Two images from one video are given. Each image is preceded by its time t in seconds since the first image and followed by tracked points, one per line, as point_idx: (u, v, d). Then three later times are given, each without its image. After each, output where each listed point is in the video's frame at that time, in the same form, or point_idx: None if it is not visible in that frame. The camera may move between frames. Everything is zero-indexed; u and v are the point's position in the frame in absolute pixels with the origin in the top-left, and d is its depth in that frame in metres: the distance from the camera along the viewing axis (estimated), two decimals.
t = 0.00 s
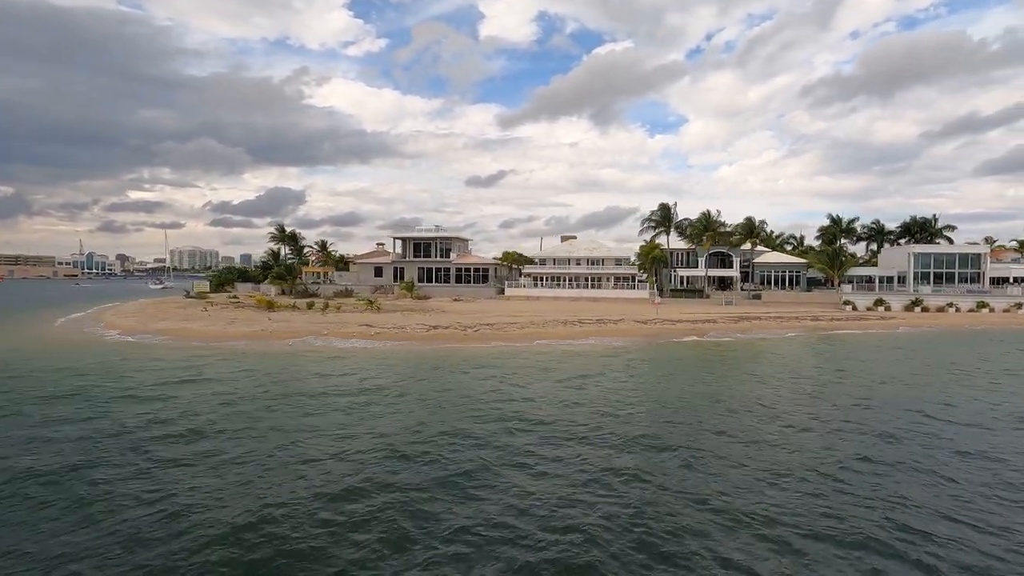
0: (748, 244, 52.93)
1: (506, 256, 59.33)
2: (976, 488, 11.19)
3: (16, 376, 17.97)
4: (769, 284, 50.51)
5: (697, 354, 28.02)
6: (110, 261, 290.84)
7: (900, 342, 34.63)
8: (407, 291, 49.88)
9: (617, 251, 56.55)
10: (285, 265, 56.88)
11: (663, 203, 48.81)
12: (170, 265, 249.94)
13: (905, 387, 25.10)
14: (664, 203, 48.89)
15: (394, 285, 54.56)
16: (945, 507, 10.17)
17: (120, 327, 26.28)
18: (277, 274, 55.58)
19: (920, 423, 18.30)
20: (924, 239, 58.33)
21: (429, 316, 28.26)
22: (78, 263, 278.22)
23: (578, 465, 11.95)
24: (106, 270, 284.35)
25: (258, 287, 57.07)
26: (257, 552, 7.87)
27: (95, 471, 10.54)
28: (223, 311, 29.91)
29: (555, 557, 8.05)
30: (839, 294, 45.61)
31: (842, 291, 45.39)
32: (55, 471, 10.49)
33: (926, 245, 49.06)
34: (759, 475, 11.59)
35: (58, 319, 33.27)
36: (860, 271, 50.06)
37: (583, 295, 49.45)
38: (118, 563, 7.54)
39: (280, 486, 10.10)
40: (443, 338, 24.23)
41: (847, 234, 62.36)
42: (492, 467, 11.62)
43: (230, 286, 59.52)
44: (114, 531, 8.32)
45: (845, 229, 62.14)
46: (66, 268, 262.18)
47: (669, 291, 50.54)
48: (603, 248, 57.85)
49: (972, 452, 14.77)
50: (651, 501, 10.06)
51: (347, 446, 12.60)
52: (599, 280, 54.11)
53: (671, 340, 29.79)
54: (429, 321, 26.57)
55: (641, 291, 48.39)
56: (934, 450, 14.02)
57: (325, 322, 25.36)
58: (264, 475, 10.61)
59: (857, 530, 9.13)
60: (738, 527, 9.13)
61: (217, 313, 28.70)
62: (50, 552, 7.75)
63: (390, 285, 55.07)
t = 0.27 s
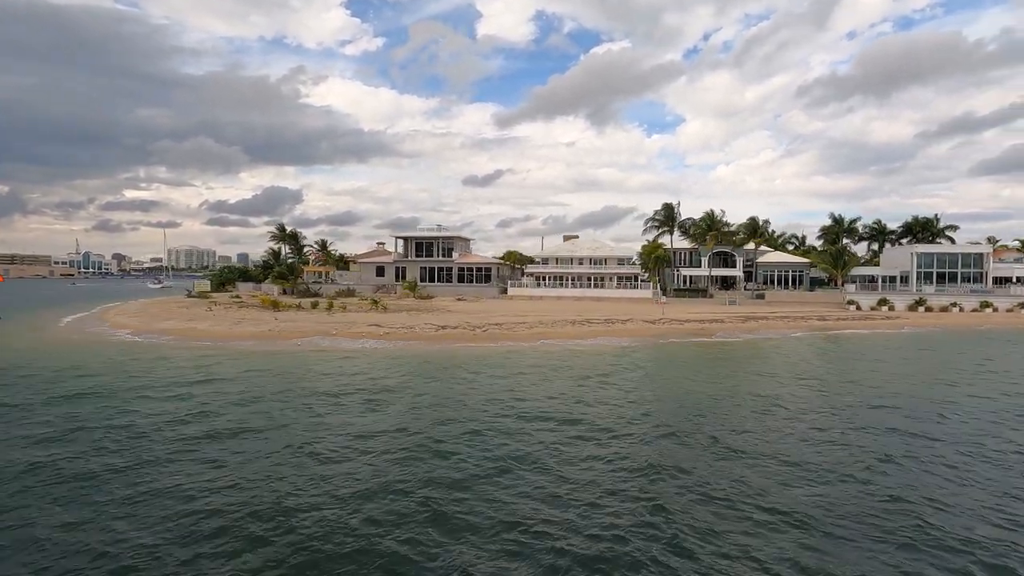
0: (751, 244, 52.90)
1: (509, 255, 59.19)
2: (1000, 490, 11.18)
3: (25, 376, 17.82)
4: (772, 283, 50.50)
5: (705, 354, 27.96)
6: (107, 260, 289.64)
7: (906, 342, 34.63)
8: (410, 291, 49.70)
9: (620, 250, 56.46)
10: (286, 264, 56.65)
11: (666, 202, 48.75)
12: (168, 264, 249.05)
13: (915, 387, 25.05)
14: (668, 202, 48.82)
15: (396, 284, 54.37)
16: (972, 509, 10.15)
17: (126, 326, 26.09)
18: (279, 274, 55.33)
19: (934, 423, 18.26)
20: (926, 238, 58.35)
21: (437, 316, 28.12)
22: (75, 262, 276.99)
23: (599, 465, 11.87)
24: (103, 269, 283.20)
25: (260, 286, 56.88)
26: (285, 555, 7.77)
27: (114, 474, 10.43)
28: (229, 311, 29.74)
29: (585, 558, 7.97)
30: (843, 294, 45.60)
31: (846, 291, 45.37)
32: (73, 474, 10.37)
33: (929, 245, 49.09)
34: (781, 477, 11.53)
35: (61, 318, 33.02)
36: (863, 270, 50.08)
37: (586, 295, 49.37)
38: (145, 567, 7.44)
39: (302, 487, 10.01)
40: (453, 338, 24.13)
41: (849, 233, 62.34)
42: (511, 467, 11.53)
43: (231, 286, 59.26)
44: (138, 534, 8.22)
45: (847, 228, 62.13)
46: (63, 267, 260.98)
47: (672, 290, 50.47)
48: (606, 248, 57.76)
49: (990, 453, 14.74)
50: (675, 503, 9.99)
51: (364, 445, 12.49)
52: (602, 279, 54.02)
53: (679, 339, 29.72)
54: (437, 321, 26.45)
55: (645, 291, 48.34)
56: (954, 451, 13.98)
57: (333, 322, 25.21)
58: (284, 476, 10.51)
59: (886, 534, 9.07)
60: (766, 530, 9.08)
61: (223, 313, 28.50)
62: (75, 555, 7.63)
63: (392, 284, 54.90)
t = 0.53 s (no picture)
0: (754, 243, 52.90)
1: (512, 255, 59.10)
2: None
3: (35, 376, 17.65)
4: (776, 283, 50.52)
5: (714, 353, 27.93)
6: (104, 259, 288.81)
7: (912, 341, 34.62)
8: (414, 291, 49.57)
9: (622, 250, 56.42)
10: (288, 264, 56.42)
11: (671, 202, 48.70)
12: (165, 264, 248.35)
13: (926, 386, 25.01)
14: (672, 202, 48.80)
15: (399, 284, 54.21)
16: (997, 507, 10.18)
17: (130, 326, 25.89)
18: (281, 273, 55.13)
19: (949, 423, 18.24)
20: (928, 238, 58.46)
21: (445, 316, 28.01)
22: (71, 262, 276.09)
23: (623, 464, 11.88)
24: (99, 269, 282.00)
25: (262, 286, 56.64)
26: (322, 558, 7.76)
27: (138, 477, 10.37)
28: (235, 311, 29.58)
29: (622, 559, 7.96)
30: (847, 293, 45.60)
31: (850, 291, 45.41)
32: (100, 476, 10.32)
33: (932, 244, 49.16)
34: (806, 476, 11.53)
35: (64, 317, 32.77)
36: (867, 270, 50.09)
37: (591, 294, 49.35)
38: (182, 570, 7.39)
39: (329, 488, 9.99)
40: (464, 338, 24.04)
41: (851, 232, 62.40)
42: (537, 467, 11.54)
43: (233, 286, 59.06)
44: (171, 537, 8.18)
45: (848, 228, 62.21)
46: (59, 266, 259.93)
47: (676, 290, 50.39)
48: (609, 247, 57.69)
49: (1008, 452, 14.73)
50: (704, 502, 9.98)
51: (386, 446, 12.46)
52: (605, 279, 53.96)
53: (688, 340, 29.65)
54: (447, 321, 26.34)
55: (649, 290, 48.35)
56: (973, 450, 13.99)
57: (342, 322, 25.13)
58: (310, 477, 10.49)
59: (918, 532, 9.08)
60: (799, 531, 9.07)
61: (228, 313, 28.30)
62: (111, 559, 7.60)
63: (395, 284, 54.74)
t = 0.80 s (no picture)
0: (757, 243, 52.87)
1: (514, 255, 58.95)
2: None
3: (43, 376, 17.48)
4: (779, 283, 50.50)
5: (723, 354, 27.84)
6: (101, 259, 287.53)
7: (918, 340, 34.59)
8: (416, 291, 49.39)
9: (625, 250, 56.36)
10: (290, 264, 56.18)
11: (674, 202, 48.66)
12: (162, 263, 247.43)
13: (936, 386, 24.95)
14: (676, 202, 48.75)
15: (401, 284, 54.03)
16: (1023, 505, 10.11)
17: (135, 326, 25.68)
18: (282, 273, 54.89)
19: (964, 423, 18.17)
20: (930, 238, 58.50)
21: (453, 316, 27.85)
22: (68, 261, 274.86)
23: (644, 462, 11.81)
24: (96, 269, 280.73)
25: (263, 285, 56.38)
26: (341, 556, 7.62)
27: (155, 479, 10.24)
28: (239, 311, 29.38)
29: (645, 554, 7.82)
30: (851, 293, 45.58)
31: (853, 290, 45.41)
32: (120, 479, 10.22)
33: (935, 244, 49.18)
34: (826, 475, 11.40)
35: (66, 317, 32.55)
36: (870, 270, 50.07)
37: (594, 294, 49.22)
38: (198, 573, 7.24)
39: (344, 489, 9.85)
40: (474, 338, 23.90)
41: (853, 232, 62.41)
42: (558, 465, 11.47)
43: (234, 286, 58.79)
44: (186, 540, 8.05)
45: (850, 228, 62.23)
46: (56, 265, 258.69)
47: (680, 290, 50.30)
48: (611, 247, 57.60)
49: None
50: (726, 499, 9.83)
51: (404, 445, 12.38)
52: (608, 279, 53.86)
53: (695, 340, 29.55)
54: (456, 321, 26.19)
55: (653, 290, 48.25)
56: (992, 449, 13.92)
57: (351, 322, 24.96)
58: (324, 479, 10.34)
59: (945, 528, 9.03)
60: (824, 528, 8.94)
61: (233, 313, 28.10)
62: (134, 562, 7.49)
63: (397, 284, 54.55)
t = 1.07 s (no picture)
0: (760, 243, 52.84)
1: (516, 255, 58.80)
2: None
3: (53, 375, 17.29)
4: (782, 283, 50.48)
5: (731, 354, 27.76)
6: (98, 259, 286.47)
7: (924, 340, 34.57)
8: (419, 290, 49.24)
9: (628, 249, 56.30)
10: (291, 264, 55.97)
11: (677, 201, 48.61)
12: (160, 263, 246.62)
13: (944, 386, 24.90)
14: (679, 201, 48.71)
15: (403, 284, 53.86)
16: None
17: (140, 326, 25.50)
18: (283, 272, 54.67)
19: (978, 423, 18.11)
20: (932, 238, 58.56)
21: (461, 316, 27.74)
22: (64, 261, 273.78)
23: (666, 461, 11.76)
24: (93, 269, 279.58)
25: (265, 285, 56.15)
26: (373, 561, 7.54)
27: (177, 481, 10.16)
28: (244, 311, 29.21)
29: (676, 558, 7.78)
30: (854, 293, 45.57)
31: (857, 290, 45.41)
32: (142, 481, 10.14)
33: (938, 244, 49.21)
34: (848, 474, 11.32)
35: (69, 317, 32.32)
36: (873, 270, 50.09)
37: (597, 294, 49.16)
38: None
39: (368, 493, 9.75)
40: (484, 339, 23.78)
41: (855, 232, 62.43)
42: (580, 465, 11.40)
43: (235, 286, 58.55)
44: (213, 545, 7.95)
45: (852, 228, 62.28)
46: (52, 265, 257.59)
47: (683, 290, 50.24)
48: (613, 247, 57.53)
49: None
50: (751, 499, 9.76)
51: (424, 446, 12.30)
52: (611, 279, 53.78)
53: (703, 340, 29.49)
54: (464, 322, 26.05)
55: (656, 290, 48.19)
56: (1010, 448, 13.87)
57: (359, 322, 24.81)
58: (346, 481, 10.25)
59: (973, 528, 8.99)
60: (851, 529, 8.86)
61: (239, 313, 27.92)
62: (167, 567, 7.41)
63: (399, 284, 54.38)
